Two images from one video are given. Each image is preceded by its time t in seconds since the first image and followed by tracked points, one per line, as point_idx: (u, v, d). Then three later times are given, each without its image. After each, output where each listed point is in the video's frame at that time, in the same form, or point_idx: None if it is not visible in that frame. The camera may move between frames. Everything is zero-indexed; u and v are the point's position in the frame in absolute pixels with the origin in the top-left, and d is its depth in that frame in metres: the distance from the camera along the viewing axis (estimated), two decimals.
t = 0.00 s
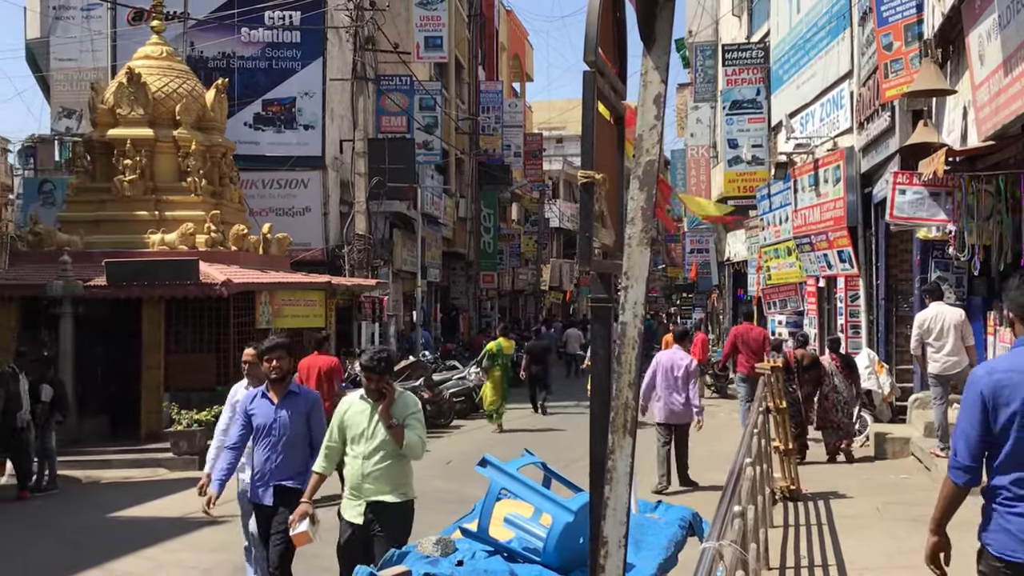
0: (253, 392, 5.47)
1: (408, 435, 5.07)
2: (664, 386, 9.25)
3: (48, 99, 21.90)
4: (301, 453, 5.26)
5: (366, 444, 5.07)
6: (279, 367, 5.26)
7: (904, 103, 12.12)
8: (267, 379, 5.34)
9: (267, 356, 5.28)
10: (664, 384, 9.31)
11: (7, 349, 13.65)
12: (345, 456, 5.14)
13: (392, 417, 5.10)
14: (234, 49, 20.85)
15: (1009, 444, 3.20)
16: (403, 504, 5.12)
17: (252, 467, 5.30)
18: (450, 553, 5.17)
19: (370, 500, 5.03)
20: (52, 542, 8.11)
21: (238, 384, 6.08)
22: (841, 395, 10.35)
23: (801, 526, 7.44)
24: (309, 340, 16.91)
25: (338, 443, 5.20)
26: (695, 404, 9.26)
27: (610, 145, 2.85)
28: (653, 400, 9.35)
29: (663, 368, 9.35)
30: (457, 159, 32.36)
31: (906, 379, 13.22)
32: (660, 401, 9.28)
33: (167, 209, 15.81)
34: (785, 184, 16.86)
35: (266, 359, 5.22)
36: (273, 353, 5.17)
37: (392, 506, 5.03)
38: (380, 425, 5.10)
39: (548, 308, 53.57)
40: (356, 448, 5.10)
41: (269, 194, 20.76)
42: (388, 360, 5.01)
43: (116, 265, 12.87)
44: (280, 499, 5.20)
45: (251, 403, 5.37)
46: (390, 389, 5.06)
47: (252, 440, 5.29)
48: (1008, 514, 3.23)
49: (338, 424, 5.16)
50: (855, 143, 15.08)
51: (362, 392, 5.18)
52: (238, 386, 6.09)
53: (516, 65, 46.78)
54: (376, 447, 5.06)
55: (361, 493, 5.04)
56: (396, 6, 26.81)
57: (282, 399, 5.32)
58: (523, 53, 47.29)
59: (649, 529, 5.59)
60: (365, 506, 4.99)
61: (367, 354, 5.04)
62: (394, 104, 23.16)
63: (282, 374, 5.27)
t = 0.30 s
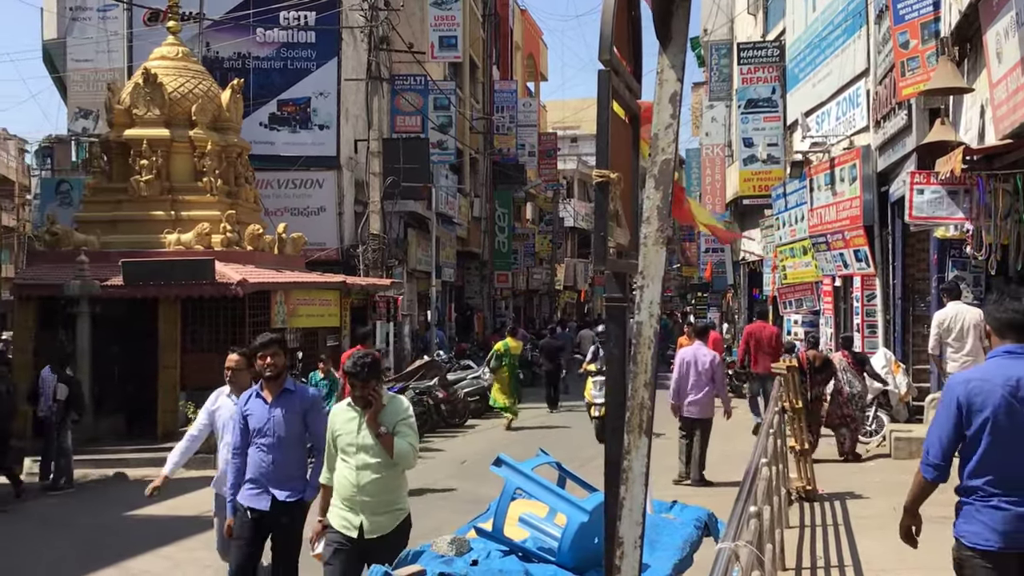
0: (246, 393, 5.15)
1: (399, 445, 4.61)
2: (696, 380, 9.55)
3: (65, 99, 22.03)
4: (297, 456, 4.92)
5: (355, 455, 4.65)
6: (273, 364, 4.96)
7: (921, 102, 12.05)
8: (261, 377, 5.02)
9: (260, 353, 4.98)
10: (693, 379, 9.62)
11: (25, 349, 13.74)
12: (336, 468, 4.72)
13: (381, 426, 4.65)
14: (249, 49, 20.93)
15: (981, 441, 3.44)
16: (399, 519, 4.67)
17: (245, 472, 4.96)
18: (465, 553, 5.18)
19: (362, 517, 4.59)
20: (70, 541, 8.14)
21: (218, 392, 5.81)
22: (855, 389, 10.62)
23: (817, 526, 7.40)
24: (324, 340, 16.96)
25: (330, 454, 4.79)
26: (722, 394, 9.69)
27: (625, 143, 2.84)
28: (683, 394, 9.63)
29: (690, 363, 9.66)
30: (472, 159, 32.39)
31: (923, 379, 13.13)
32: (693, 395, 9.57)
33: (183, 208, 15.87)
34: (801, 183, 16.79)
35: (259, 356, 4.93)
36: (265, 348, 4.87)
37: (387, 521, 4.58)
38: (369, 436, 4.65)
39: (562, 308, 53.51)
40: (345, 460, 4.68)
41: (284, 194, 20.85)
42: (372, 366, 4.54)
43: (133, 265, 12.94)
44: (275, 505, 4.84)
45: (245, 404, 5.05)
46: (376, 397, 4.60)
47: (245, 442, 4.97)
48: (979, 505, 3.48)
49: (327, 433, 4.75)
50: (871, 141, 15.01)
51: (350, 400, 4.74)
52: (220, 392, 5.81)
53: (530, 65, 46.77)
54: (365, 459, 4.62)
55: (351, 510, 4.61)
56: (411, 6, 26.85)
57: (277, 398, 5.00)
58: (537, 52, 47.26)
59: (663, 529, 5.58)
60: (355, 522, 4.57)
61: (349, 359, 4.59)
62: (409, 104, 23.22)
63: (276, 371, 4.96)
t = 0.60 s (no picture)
0: (235, 406, 4.87)
1: (380, 453, 4.25)
2: (716, 381, 9.60)
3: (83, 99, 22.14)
4: (287, 473, 4.62)
5: (335, 467, 4.30)
6: (258, 376, 4.64)
7: (941, 99, 11.95)
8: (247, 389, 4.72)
9: (245, 363, 4.67)
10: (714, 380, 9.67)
11: (45, 348, 13.73)
12: (317, 480, 4.38)
13: (360, 434, 4.28)
14: (266, 49, 21.01)
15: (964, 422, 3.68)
16: (386, 532, 4.32)
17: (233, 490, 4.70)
18: (482, 552, 5.20)
19: (343, 532, 4.25)
20: (89, 539, 8.17)
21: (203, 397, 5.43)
22: (871, 390, 10.62)
23: (836, 526, 7.36)
24: (341, 339, 17.01)
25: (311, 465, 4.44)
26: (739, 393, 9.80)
27: (642, 141, 2.82)
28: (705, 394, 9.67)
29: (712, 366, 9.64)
30: (488, 157, 32.39)
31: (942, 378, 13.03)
32: (714, 395, 9.64)
33: (201, 208, 15.93)
34: (818, 180, 16.70)
35: (242, 367, 4.63)
36: (248, 359, 4.56)
37: (371, 533, 4.24)
38: (348, 444, 4.30)
39: (579, 306, 53.44)
40: (326, 472, 4.33)
41: (300, 193, 20.90)
42: (348, 371, 4.20)
43: (152, 264, 13.00)
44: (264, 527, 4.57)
45: (233, 417, 4.78)
46: (354, 404, 4.25)
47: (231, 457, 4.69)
48: (959, 481, 3.73)
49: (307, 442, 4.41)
50: (889, 138, 14.91)
51: (328, 407, 4.40)
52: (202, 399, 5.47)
53: (546, 63, 46.72)
54: (345, 470, 4.27)
55: (333, 524, 4.27)
56: (427, 5, 26.88)
57: (264, 411, 4.70)
58: (553, 51, 47.21)
59: (681, 528, 5.56)
60: (336, 538, 4.23)
61: (324, 364, 4.25)
62: (425, 103, 23.25)
63: (261, 382, 4.65)
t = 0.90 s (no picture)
0: (211, 403, 4.75)
1: (377, 466, 3.96)
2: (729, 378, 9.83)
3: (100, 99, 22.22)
4: (265, 475, 4.56)
5: (326, 479, 4.00)
6: (243, 372, 4.54)
7: (958, 95, 11.85)
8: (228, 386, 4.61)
9: (229, 359, 4.56)
10: (720, 377, 9.86)
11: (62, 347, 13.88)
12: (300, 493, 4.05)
13: (354, 445, 3.99)
14: (281, 48, 21.08)
15: (946, 420, 3.86)
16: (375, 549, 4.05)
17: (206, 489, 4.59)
18: (497, 550, 5.24)
19: (330, 546, 3.97)
20: (106, 537, 8.19)
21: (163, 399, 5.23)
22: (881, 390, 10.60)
23: (854, 525, 7.31)
24: (356, 337, 17.06)
25: (291, 477, 4.09)
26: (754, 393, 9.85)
27: (658, 139, 2.80)
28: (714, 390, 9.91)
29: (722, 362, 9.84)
30: (503, 156, 32.37)
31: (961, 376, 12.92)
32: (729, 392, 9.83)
33: (217, 207, 15.98)
34: (835, 178, 16.62)
35: (229, 363, 4.52)
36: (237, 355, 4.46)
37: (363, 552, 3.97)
38: (341, 457, 3.98)
39: (593, 305, 53.31)
40: (314, 485, 4.02)
41: (315, 192, 20.94)
42: (344, 377, 3.92)
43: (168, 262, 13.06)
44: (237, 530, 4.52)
45: (210, 414, 4.67)
46: (350, 412, 3.96)
47: (207, 457, 4.60)
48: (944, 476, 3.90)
49: (290, 453, 4.06)
50: (906, 136, 14.81)
51: (316, 415, 4.08)
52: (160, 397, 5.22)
53: (561, 61, 46.64)
54: (338, 483, 3.98)
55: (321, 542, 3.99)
56: (442, 3, 26.88)
57: (247, 410, 4.61)
58: (568, 49, 47.13)
59: (697, 527, 5.55)
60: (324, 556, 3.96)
61: (317, 369, 3.94)
62: (439, 102, 23.25)
63: (245, 380, 4.55)
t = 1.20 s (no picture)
0: (189, 415, 4.38)
1: (365, 473, 3.62)
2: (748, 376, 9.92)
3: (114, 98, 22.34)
4: (248, 493, 4.17)
5: (311, 484, 3.68)
6: (224, 382, 4.20)
7: (973, 92, 11.76)
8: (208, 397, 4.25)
9: (210, 368, 4.22)
10: (738, 373, 10.01)
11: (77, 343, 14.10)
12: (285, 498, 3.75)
13: (342, 449, 3.65)
14: (294, 46, 21.13)
15: (932, 404, 4.44)
16: (366, 560, 3.71)
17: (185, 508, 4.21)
18: (509, 548, 5.23)
19: (314, 558, 3.65)
20: (118, 534, 8.20)
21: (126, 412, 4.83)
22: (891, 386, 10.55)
23: (867, 524, 7.28)
24: (368, 335, 17.09)
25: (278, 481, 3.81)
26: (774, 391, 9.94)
27: (670, 137, 2.79)
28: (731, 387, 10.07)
29: (740, 357, 10.12)
30: (515, 154, 32.37)
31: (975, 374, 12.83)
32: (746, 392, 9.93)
33: (229, 205, 16.00)
34: (849, 175, 16.55)
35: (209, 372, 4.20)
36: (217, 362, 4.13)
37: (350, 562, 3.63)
38: (327, 460, 3.66)
39: (606, 302, 53.24)
40: (298, 491, 3.71)
41: (328, 190, 21.00)
42: (333, 375, 3.62)
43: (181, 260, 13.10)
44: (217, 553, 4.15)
45: (187, 427, 4.30)
46: (338, 414, 3.63)
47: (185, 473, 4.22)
48: (934, 454, 4.44)
49: (276, 455, 3.78)
50: (921, 132, 14.72)
51: (305, 415, 3.77)
52: (125, 412, 4.79)
53: (573, 58, 46.58)
54: (322, 489, 3.66)
55: (304, 552, 3.67)
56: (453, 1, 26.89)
57: (227, 423, 4.24)
58: (580, 46, 47.06)
59: (710, 526, 5.54)
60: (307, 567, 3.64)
61: (306, 366, 3.65)
62: (451, 100, 23.28)
63: (226, 390, 4.20)
